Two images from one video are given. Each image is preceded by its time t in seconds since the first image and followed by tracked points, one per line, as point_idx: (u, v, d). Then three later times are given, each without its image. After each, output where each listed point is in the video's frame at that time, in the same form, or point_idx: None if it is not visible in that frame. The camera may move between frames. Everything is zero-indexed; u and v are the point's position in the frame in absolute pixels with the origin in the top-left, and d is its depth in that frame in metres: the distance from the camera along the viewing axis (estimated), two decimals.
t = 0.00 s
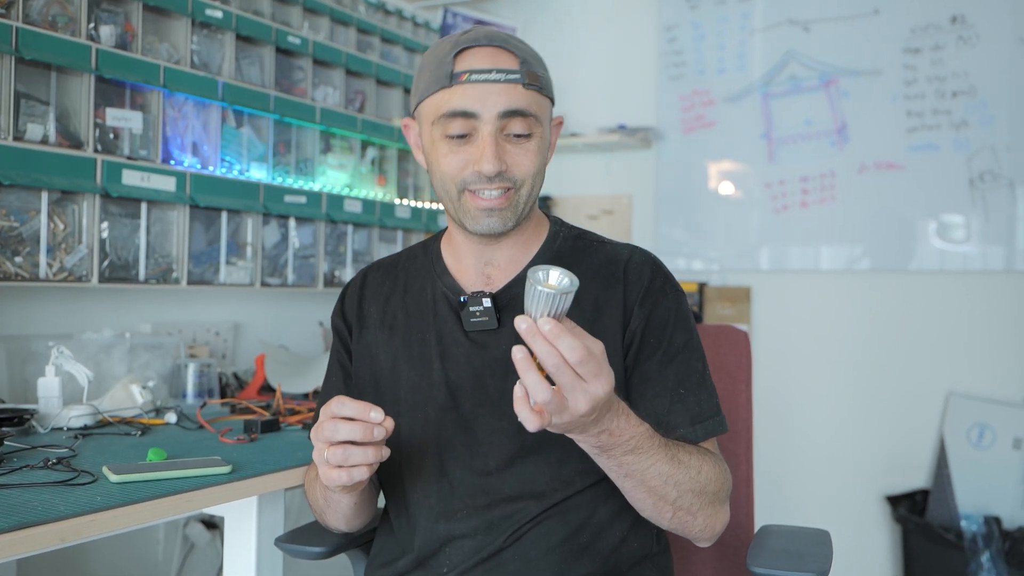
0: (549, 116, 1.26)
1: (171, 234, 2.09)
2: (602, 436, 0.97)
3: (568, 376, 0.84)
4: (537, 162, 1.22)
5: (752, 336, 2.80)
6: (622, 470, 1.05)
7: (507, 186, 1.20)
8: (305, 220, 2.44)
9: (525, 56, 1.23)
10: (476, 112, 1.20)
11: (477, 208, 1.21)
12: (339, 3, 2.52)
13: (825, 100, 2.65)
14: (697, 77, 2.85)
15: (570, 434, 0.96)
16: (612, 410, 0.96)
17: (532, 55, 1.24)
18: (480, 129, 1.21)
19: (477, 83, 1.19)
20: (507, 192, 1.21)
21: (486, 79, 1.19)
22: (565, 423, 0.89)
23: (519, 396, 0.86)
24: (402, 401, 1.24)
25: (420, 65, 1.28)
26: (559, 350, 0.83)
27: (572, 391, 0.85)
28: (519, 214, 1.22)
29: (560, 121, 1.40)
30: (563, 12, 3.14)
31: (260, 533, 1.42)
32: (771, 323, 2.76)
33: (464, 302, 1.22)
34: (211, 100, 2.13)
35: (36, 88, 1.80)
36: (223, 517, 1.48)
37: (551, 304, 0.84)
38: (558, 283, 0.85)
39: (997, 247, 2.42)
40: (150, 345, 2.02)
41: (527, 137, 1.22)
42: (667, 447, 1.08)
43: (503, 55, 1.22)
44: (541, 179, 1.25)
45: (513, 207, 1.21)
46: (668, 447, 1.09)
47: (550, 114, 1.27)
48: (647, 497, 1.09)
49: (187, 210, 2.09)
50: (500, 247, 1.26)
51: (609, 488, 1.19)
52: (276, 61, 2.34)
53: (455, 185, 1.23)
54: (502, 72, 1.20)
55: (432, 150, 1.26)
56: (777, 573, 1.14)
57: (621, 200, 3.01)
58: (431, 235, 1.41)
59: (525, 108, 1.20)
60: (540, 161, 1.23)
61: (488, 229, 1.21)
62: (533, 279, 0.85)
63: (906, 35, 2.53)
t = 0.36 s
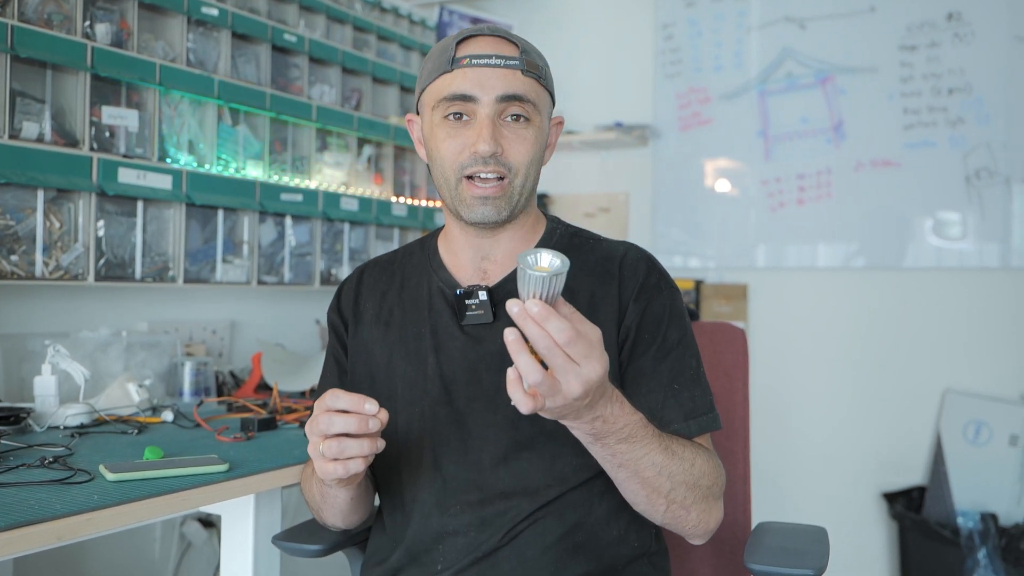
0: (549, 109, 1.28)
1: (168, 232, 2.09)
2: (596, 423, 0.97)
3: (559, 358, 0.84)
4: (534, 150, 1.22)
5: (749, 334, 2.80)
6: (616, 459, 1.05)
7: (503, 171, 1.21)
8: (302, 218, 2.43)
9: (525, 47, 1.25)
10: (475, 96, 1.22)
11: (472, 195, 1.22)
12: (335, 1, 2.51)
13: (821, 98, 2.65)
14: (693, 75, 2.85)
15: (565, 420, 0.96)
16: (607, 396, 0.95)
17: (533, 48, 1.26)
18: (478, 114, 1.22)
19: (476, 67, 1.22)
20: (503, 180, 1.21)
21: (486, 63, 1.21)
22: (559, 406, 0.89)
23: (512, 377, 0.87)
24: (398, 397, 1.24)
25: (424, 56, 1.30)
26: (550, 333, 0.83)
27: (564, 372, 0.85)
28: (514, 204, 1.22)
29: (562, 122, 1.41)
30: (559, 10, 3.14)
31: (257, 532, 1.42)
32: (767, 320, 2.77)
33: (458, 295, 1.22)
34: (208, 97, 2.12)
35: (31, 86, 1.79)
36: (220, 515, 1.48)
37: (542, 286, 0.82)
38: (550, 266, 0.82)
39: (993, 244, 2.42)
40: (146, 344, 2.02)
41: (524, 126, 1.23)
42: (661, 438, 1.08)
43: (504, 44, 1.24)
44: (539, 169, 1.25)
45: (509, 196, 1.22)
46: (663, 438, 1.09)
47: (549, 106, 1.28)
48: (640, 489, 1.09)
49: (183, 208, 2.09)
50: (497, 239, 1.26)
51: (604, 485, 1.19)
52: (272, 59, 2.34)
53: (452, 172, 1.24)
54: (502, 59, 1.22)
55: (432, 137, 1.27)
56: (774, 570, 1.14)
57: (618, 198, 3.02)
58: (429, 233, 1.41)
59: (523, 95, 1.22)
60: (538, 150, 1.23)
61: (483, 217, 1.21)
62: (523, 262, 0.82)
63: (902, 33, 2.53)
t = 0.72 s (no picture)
0: (548, 111, 1.28)
1: (167, 234, 2.09)
2: (597, 428, 0.97)
3: (561, 365, 0.84)
4: (533, 154, 1.23)
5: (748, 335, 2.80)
6: (616, 464, 1.05)
7: (502, 176, 1.21)
8: (301, 219, 2.43)
9: (524, 49, 1.25)
10: (473, 100, 1.22)
11: (472, 199, 1.22)
12: (334, 2, 2.52)
13: (820, 99, 2.65)
14: (692, 76, 2.85)
15: (566, 427, 0.96)
16: (607, 401, 0.96)
17: (531, 50, 1.26)
18: (477, 118, 1.23)
19: (475, 71, 1.22)
20: (502, 184, 1.22)
21: (484, 67, 1.22)
22: (561, 413, 0.89)
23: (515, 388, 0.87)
24: (397, 399, 1.25)
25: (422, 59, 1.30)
26: (551, 340, 0.83)
27: (566, 379, 0.85)
28: (513, 208, 1.22)
29: (560, 122, 1.41)
30: (559, 11, 3.14)
31: (256, 533, 1.42)
32: (767, 321, 2.77)
33: (458, 297, 1.22)
34: (207, 99, 2.13)
35: (31, 87, 1.80)
36: (219, 516, 1.48)
37: (540, 293, 0.85)
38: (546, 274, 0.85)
39: (992, 245, 2.42)
40: (146, 345, 2.02)
41: (523, 130, 1.24)
42: (661, 442, 1.09)
43: (502, 47, 1.24)
44: (538, 173, 1.25)
45: (508, 199, 1.22)
46: (662, 442, 1.09)
47: (548, 108, 1.28)
48: (641, 493, 1.09)
49: (182, 210, 2.09)
50: (497, 242, 1.26)
51: (603, 487, 1.19)
52: (272, 60, 2.34)
53: (451, 176, 1.24)
54: (500, 62, 1.22)
55: (431, 141, 1.27)
56: (773, 572, 1.14)
57: (617, 199, 3.02)
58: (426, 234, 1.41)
59: (522, 98, 1.22)
60: (537, 153, 1.24)
61: (483, 220, 1.21)
62: (521, 272, 0.85)
63: (902, 34, 2.53)
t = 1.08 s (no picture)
0: (546, 113, 1.28)
1: (163, 234, 2.09)
2: (599, 422, 0.98)
3: (568, 356, 0.85)
4: (531, 157, 1.23)
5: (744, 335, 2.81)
6: (616, 462, 1.05)
7: (500, 180, 1.21)
8: (297, 219, 2.43)
9: (522, 52, 1.25)
10: (471, 103, 1.22)
11: (469, 202, 1.22)
12: (331, 2, 2.52)
13: (816, 100, 2.65)
14: (688, 77, 2.86)
15: (568, 422, 0.96)
16: (610, 393, 0.96)
17: (530, 52, 1.26)
18: (475, 122, 1.23)
19: (473, 74, 1.22)
20: (500, 187, 1.22)
21: (482, 71, 1.22)
22: (570, 405, 0.89)
23: (524, 383, 0.86)
24: (394, 400, 1.25)
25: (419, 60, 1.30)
26: (557, 331, 0.84)
27: (574, 370, 0.86)
28: (511, 211, 1.23)
29: (560, 123, 1.41)
30: (555, 11, 3.15)
31: (252, 534, 1.42)
32: (763, 321, 2.78)
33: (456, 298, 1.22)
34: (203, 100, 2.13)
35: (27, 88, 1.80)
36: (215, 517, 1.48)
37: (541, 286, 0.89)
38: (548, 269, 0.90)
39: (988, 245, 2.43)
40: (142, 346, 2.02)
41: (521, 133, 1.24)
42: (660, 438, 1.10)
43: (501, 50, 1.24)
44: (535, 176, 1.25)
45: (505, 203, 1.22)
46: (660, 438, 1.10)
47: (546, 111, 1.28)
48: (639, 492, 1.10)
49: (179, 210, 2.09)
50: (494, 245, 1.26)
51: (599, 488, 1.19)
52: (268, 60, 2.34)
53: (449, 179, 1.24)
54: (498, 66, 1.22)
55: (427, 143, 1.27)
56: (767, 571, 1.14)
57: (614, 199, 3.03)
58: (423, 234, 1.41)
59: (520, 102, 1.22)
60: (535, 157, 1.24)
61: (480, 223, 1.22)
62: (523, 262, 0.90)
63: (897, 34, 2.54)
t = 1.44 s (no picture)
0: (546, 108, 1.27)
1: (162, 231, 2.09)
2: (599, 428, 0.98)
3: (566, 366, 0.85)
4: (530, 153, 1.23)
5: (743, 332, 2.81)
6: (616, 465, 1.05)
7: (499, 176, 1.21)
8: (296, 217, 2.43)
9: (522, 47, 1.24)
10: (470, 99, 1.22)
11: (469, 198, 1.22)
12: None
13: (815, 97, 2.65)
14: (687, 74, 2.86)
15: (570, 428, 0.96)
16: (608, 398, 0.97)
17: (530, 47, 1.26)
18: (474, 117, 1.23)
19: (473, 69, 1.21)
20: (500, 183, 1.22)
21: (482, 65, 1.21)
22: (570, 414, 0.89)
23: (525, 396, 0.87)
24: (394, 399, 1.25)
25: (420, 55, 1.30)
26: (556, 342, 0.84)
27: (573, 380, 0.86)
28: (511, 207, 1.23)
29: (560, 120, 1.41)
30: (553, 8, 3.15)
31: (251, 531, 1.42)
32: (762, 318, 2.78)
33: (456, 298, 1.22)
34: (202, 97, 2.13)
35: (25, 85, 1.79)
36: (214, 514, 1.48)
37: (538, 298, 0.90)
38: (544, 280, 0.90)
39: (987, 242, 2.43)
40: (141, 343, 2.02)
41: (521, 129, 1.24)
42: (659, 441, 1.10)
43: (501, 45, 1.24)
44: (535, 172, 1.25)
45: (505, 198, 1.22)
46: (659, 440, 1.10)
47: (547, 107, 1.28)
48: (640, 495, 1.10)
49: (178, 207, 2.09)
50: (495, 242, 1.26)
51: (598, 486, 1.20)
52: (266, 58, 2.34)
53: (448, 175, 1.24)
54: (498, 60, 1.21)
55: (428, 139, 1.27)
56: (766, 568, 1.14)
57: (612, 196, 3.03)
58: (423, 231, 1.41)
59: (520, 97, 1.22)
60: (534, 153, 1.24)
61: (479, 219, 1.22)
62: (519, 275, 0.90)
63: (896, 31, 2.54)
